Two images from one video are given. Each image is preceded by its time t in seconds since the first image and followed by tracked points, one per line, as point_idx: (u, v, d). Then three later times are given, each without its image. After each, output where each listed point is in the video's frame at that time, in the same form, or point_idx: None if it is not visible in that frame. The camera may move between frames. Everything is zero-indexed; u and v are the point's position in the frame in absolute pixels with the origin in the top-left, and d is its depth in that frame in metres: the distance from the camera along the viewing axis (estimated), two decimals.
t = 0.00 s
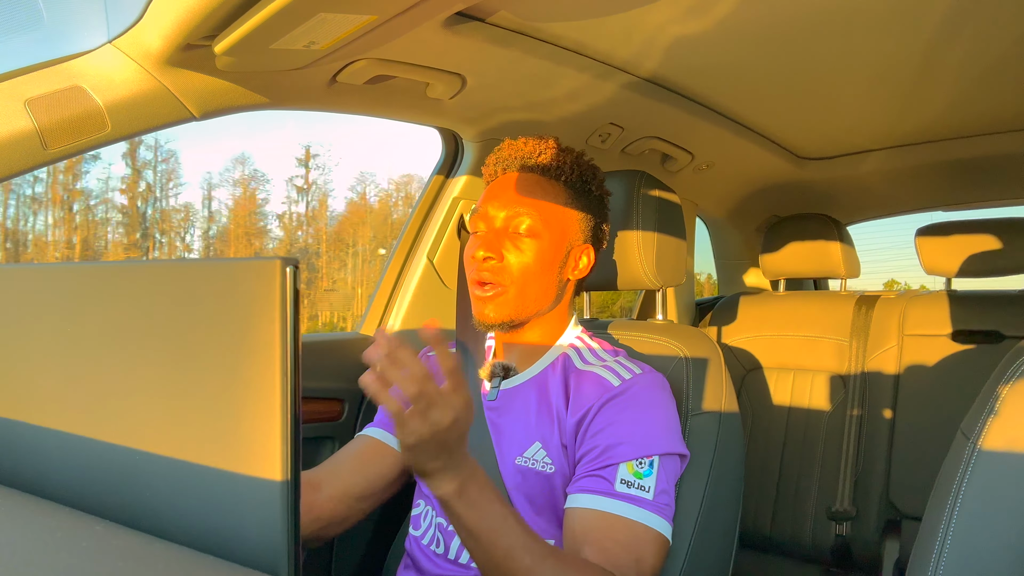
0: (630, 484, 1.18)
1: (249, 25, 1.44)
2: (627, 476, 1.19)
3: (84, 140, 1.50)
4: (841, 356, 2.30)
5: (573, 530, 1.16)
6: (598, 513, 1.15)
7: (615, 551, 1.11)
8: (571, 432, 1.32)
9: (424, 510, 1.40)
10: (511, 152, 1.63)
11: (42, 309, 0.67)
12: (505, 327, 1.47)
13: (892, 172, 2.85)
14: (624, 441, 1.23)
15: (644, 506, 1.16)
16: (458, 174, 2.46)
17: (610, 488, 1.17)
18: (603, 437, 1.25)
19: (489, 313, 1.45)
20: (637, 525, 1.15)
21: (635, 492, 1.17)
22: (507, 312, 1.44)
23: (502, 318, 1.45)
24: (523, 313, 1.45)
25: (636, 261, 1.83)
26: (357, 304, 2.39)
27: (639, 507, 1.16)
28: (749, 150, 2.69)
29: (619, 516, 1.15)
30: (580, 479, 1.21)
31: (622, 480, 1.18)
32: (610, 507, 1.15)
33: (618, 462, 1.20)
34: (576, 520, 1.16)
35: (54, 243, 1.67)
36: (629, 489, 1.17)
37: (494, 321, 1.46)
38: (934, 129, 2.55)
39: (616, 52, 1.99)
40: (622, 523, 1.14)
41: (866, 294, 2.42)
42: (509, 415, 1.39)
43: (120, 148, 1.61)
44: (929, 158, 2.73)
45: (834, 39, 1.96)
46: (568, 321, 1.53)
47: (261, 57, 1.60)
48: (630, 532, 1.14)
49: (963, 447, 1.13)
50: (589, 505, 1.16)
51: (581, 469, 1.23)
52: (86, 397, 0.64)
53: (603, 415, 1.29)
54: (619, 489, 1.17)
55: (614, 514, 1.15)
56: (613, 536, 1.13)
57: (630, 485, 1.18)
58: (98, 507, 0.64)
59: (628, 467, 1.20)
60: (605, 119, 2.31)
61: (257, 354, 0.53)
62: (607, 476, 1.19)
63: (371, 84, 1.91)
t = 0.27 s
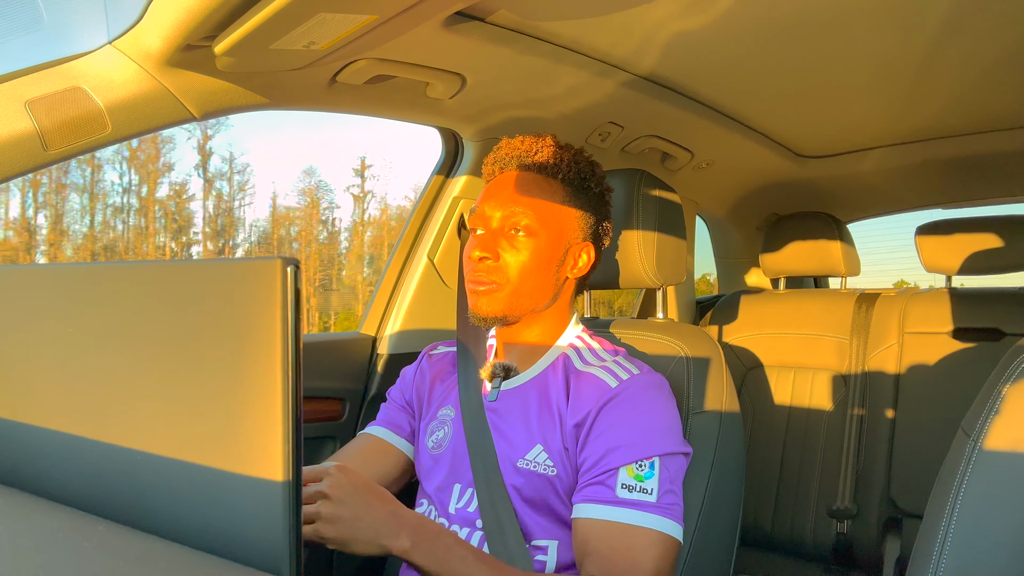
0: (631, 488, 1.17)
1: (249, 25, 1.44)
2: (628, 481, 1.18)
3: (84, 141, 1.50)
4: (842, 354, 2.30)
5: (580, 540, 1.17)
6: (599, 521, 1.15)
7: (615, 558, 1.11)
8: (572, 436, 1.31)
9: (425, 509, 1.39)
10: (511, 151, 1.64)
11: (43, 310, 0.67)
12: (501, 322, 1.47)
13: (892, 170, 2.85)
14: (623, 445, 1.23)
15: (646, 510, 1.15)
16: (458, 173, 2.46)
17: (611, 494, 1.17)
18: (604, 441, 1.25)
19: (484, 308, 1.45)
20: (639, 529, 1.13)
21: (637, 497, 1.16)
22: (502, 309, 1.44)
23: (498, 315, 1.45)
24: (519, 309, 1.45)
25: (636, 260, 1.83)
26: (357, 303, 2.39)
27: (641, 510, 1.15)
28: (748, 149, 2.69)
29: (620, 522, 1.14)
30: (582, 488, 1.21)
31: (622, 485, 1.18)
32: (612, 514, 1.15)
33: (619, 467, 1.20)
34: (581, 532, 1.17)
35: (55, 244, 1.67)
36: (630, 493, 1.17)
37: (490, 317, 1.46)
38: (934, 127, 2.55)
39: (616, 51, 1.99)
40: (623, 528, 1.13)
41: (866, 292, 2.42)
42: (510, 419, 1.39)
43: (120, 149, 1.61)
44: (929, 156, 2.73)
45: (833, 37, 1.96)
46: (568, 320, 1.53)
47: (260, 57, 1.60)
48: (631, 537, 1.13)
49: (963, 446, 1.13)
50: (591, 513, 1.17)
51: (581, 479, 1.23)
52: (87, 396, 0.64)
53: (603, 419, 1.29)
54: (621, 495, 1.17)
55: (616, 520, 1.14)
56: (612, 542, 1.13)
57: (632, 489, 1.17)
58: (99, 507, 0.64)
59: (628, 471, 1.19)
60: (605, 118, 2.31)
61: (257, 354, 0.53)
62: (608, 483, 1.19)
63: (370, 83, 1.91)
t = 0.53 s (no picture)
0: (630, 487, 1.17)
1: (249, 25, 1.44)
2: (627, 480, 1.18)
3: (84, 141, 1.50)
4: (842, 356, 2.30)
5: (578, 538, 1.16)
6: (599, 519, 1.15)
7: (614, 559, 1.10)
8: (570, 435, 1.31)
9: (424, 512, 1.39)
10: (505, 154, 1.65)
11: (42, 309, 0.67)
12: (502, 325, 1.47)
13: (892, 172, 2.85)
14: (621, 444, 1.23)
15: (644, 509, 1.15)
16: (458, 174, 2.45)
17: (610, 493, 1.17)
18: (602, 440, 1.25)
19: (484, 312, 1.45)
20: (637, 528, 1.13)
21: (636, 496, 1.16)
22: (501, 311, 1.44)
23: (497, 318, 1.45)
24: (517, 311, 1.45)
25: (636, 260, 1.83)
26: (357, 303, 2.39)
27: (639, 509, 1.14)
28: (749, 150, 2.69)
29: (619, 520, 1.14)
30: (581, 487, 1.21)
31: (622, 484, 1.17)
32: (611, 512, 1.15)
33: (618, 466, 1.20)
34: (580, 531, 1.16)
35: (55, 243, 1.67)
36: (629, 492, 1.16)
37: (490, 320, 1.45)
38: (934, 129, 2.55)
39: (616, 52, 1.99)
40: (623, 527, 1.13)
41: (866, 294, 2.41)
42: (508, 420, 1.39)
43: (120, 148, 1.61)
44: (930, 157, 2.73)
45: (834, 39, 1.96)
46: (566, 321, 1.53)
47: (261, 57, 1.60)
48: (630, 536, 1.13)
49: (964, 448, 1.15)
50: (590, 512, 1.16)
51: (580, 477, 1.23)
52: (86, 396, 0.64)
53: (601, 417, 1.28)
54: (620, 494, 1.16)
55: (615, 519, 1.14)
56: (612, 541, 1.12)
57: (630, 488, 1.17)
58: (98, 507, 0.64)
59: (627, 470, 1.19)
60: (605, 119, 2.31)
61: (257, 355, 0.53)
62: (607, 481, 1.19)
63: (371, 84, 1.91)
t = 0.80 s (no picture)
0: (622, 470, 1.17)
1: (250, 26, 1.45)
2: (619, 463, 1.17)
3: (84, 142, 1.50)
4: (842, 356, 2.30)
5: (563, 509, 1.14)
6: (588, 493, 1.13)
7: (601, 531, 1.08)
8: (568, 426, 1.32)
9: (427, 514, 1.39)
10: (494, 155, 1.65)
11: (43, 309, 0.67)
12: (495, 324, 1.47)
13: (892, 173, 2.85)
14: (617, 430, 1.22)
15: (634, 493, 1.14)
16: (458, 174, 2.46)
17: (600, 471, 1.16)
18: (598, 427, 1.25)
19: (476, 312, 1.45)
20: (627, 511, 1.12)
21: (627, 479, 1.15)
22: (493, 310, 1.44)
23: (489, 316, 1.45)
24: (509, 310, 1.45)
25: (636, 260, 1.84)
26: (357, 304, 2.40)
27: (629, 492, 1.14)
28: (749, 151, 2.69)
29: (608, 497, 1.13)
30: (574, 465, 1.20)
31: (614, 465, 1.17)
32: (601, 489, 1.13)
33: (612, 449, 1.19)
34: (568, 503, 1.14)
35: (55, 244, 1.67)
36: (621, 475, 1.16)
37: (482, 319, 1.45)
38: (935, 130, 2.55)
39: (617, 54, 1.99)
40: (612, 506, 1.12)
41: (866, 294, 2.42)
42: (509, 417, 1.39)
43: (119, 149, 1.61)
44: (930, 158, 2.73)
45: (835, 42, 1.96)
46: (564, 320, 1.54)
47: (261, 57, 1.60)
48: (618, 516, 1.11)
49: (962, 449, 1.18)
50: (579, 486, 1.15)
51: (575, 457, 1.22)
52: (87, 396, 0.64)
53: (599, 407, 1.29)
54: (611, 473, 1.15)
55: (603, 495, 1.13)
56: (600, 514, 1.10)
57: (622, 471, 1.16)
58: (97, 506, 0.64)
59: (621, 454, 1.19)
60: (606, 120, 2.31)
61: (258, 355, 0.53)
62: (600, 461, 1.18)
63: (372, 84, 1.91)
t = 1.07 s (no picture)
0: (604, 467, 1.15)
1: (249, 28, 1.45)
2: (603, 459, 1.16)
3: (84, 143, 1.51)
4: (842, 356, 2.30)
5: (543, 499, 1.14)
6: (568, 486, 1.13)
7: (572, 525, 1.06)
8: (561, 427, 1.31)
9: (426, 514, 1.39)
10: (507, 153, 1.66)
11: (43, 310, 0.67)
12: (493, 319, 1.48)
13: (892, 173, 2.85)
14: (605, 429, 1.21)
15: (615, 491, 1.13)
16: (458, 175, 2.45)
17: (583, 466, 1.16)
18: (587, 426, 1.24)
19: (474, 304, 1.46)
20: (605, 508, 1.11)
21: (607, 475, 1.14)
22: (492, 304, 1.45)
23: (487, 310, 1.45)
24: (508, 306, 1.46)
25: (636, 261, 1.84)
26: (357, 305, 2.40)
27: (608, 490, 1.13)
28: (749, 151, 2.69)
29: (587, 491, 1.12)
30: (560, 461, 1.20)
31: (596, 461, 1.16)
32: (581, 482, 1.13)
33: (597, 446, 1.19)
34: (550, 493, 1.14)
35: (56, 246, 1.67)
36: (602, 471, 1.15)
37: (480, 313, 1.46)
38: (935, 130, 2.55)
39: (616, 55, 1.99)
40: (589, 500, 1.11)
41: (867, 295, 2.42)
42: (509, 417, 1.39)
43: (120, 152, 1.61)
44: (930, 158, 2.72)
45: (834, 43, 1.96)
46: (565, 321, 1.53)
47: (260, 59, 1.60)
48: (595, 510, 1.11)
49: (964, 449, 1.18)
50: (560, 479, 1.14)
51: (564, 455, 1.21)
52: (88, 397, 0.64)
53: (590, 407, 1.28)
54: (592, 468, 1.15)
55: (582, 489, 1.12)
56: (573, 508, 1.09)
57: (604, 468, 1.15)
58: (98, 508, 0.64)
59: (606, 451, 1.18)
60: (606, 121, 2.31)
61: (259, 359, 0.53)
62: (583, 456, 1.17)
63: (372, 86, 1.91)
